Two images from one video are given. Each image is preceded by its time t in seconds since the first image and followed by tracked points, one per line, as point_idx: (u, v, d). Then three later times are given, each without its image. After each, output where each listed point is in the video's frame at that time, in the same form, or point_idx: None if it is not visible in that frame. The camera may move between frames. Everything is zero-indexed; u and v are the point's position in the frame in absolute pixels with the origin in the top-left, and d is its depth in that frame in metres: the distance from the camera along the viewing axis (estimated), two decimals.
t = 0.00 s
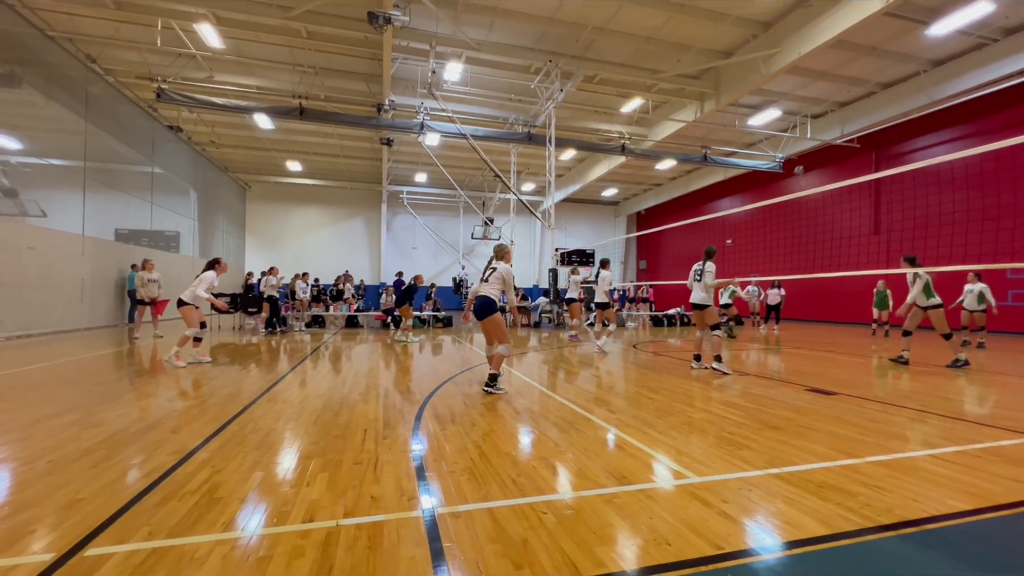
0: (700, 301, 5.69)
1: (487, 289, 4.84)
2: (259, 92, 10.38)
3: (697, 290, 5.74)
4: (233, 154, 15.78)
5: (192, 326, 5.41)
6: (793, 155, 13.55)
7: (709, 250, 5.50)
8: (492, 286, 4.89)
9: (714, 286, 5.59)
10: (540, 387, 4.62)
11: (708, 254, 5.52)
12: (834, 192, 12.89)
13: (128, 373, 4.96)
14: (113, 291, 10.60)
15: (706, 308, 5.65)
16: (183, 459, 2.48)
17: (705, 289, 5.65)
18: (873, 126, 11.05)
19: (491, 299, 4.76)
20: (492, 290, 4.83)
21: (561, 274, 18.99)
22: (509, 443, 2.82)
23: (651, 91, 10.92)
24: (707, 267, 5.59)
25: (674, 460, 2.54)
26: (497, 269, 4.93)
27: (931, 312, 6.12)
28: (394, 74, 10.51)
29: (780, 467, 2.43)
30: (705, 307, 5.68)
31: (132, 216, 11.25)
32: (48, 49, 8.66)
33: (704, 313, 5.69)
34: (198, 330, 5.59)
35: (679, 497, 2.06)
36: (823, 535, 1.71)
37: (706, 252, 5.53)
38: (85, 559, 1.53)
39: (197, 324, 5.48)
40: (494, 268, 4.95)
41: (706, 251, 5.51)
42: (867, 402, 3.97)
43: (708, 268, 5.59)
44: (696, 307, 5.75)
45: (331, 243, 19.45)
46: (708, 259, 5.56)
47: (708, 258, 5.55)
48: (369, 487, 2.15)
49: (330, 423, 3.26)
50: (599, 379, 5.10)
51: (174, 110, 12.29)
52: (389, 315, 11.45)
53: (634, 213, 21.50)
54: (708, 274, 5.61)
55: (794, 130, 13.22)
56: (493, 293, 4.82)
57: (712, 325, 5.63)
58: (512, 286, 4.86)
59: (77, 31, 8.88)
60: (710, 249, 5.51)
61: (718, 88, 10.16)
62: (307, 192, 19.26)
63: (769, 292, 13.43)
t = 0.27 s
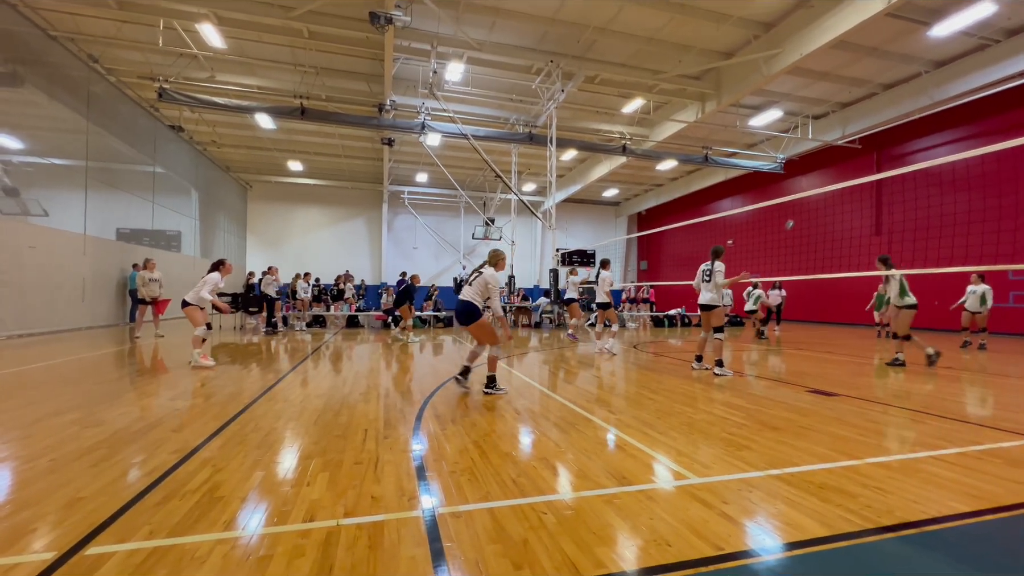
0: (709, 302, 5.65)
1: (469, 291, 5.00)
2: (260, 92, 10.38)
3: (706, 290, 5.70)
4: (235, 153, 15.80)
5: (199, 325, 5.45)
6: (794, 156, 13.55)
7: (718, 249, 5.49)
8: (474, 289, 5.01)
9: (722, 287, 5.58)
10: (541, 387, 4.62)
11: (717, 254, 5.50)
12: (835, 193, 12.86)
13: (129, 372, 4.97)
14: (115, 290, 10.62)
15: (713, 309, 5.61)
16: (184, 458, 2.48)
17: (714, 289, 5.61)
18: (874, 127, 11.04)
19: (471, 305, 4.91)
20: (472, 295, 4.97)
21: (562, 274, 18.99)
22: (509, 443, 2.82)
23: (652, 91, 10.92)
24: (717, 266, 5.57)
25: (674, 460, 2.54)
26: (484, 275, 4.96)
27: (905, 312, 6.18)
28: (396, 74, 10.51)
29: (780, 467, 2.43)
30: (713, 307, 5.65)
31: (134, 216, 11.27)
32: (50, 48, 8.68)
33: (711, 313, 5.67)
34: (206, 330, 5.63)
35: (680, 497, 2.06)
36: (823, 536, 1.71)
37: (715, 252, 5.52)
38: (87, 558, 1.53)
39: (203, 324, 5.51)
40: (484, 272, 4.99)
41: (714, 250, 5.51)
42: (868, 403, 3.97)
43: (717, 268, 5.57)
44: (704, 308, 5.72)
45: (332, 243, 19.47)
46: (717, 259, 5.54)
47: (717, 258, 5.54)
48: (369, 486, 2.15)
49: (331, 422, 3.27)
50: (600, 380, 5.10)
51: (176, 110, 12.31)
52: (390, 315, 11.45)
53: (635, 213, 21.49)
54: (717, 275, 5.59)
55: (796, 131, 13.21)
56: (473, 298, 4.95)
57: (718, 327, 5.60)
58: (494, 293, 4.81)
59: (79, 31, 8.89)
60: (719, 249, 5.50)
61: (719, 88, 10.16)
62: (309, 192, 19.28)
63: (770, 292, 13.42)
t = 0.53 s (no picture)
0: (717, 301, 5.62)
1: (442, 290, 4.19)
2: (263, 90, 10.41)
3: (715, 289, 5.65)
4: (238, 152, 15.83)
5: (209, 326, 5.46)
6: (797, 155, 13.50)
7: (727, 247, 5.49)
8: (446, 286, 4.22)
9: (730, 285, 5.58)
10: (542, 386, 4.62)
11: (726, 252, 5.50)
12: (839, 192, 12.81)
13: (133, 370, 4.99)
14: (118, 288, 10.66)
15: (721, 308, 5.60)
16: (187, 456, 2.50)
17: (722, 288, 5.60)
18: (878, 126, 11.00)
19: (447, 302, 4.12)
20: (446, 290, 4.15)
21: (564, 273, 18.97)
22: (511, 442, 2.83)
23: (655, 90, 10.89)
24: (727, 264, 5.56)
25: (676, 459, 2.54)
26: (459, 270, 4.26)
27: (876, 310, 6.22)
28: (398, 72, 10.52)
29: (783, 467, 2.43)
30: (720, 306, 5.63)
31: (137, 215, 11.31)
32: (54, 47, 8.71)
33: (719, 312, 5.65)
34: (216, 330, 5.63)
35: (682, 496, 2.06)
36: (825, 536, 1.71)
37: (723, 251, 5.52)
38: (91, 554, 1.54)
39: (213, 324, 5.52)
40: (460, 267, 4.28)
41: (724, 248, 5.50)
42: (871, 403, 3.95)
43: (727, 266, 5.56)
44: (712, 306, 5.68)
45: (334, 242, 19.51)
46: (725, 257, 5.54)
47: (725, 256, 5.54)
48: (371, 484, 2.16)
49: (334, 421, 3.27)
50: (602, 379, 5.10)
51: (179, 108, 12.34)
52: (392, 313, 11.46)
53: (638, 212, 21.45)
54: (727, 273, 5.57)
55: (799, 130, 13.17)
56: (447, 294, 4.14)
57: (723, 326, 5.60)
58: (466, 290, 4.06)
59: (83, 30, 8.92)
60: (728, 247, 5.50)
61: (722, 87, 10.13)
62: (311, 190, 19.31)
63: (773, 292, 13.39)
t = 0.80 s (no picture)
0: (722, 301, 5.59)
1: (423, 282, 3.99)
2: (266, 90, 10.44)
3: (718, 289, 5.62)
4: (242, 151, 15.89)
5: (216, 324, 5.43)
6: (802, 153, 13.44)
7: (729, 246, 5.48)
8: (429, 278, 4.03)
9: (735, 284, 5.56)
10: (545, 385, 4.62)
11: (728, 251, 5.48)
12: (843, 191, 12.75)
13: (138, 368, 5.02)
14: (123, 286, 10.72)
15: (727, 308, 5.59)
16: (192, 453, 2.51)
17: (726, 288, 5.58)
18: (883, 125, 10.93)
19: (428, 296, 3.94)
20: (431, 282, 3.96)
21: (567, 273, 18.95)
22: (513, 441, 2.83)
23: (659, 88, 10.86)
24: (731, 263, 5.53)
25: (679, 459, 2.54)
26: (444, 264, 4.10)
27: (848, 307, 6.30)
28: (402, 72, 10.53)
29: (786, 467, 2.43)
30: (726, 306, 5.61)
31: (142, 214, 11.36)
32: (59, 47, 8.76)
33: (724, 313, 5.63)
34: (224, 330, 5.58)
35: (684, 495, 2.06)
36: (828, 536, 1.71)
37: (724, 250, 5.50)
38: (97, 550, 1.56)
39: (221, 323, 5.49)
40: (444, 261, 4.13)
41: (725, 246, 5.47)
42: (875, 403, 3.94)
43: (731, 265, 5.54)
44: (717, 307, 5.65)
45: (338, 241, 19.56)
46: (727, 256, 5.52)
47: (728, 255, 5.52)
48: (374, 482, 2.17)
49: (337, 419, 3.28)
50: (605, 378, 5.09)
51: (183, 108, 12.41)
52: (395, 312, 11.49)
53: (641, 212, 21.40)
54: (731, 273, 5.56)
55: (803, 128, 13.11)
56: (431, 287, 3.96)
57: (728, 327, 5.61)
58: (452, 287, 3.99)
59: (89, 29, 8.97)
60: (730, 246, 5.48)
61: (726, 86, 10.09)
62: (315, 189, 19.36)
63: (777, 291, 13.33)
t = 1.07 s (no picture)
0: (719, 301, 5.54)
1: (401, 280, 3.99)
2: (271, 88, 10.46)
3: (714, 290, 5.57)
4: (247, 150, 15.94)
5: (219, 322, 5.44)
6: (807, 151, 13.35)
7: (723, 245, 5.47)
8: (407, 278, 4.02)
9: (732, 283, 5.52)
10: (549, 384, 4.62)
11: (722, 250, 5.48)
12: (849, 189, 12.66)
13: (144, 366, 5.06)
14: (130, 284, 10.79)
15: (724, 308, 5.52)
16: (197, 450, 2.53)
17: (723, 288, 5.53)
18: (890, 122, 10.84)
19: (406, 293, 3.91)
20: (409, 280, 3.93)
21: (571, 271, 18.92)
22: (517, 439, 2.83)
23: (663, 86, 10.81)
24: (727, 263, 5.51)
25: (682, 457, 2.54)
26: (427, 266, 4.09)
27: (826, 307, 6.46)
28: (405, 70, 10.53)
29: (790, 466, 2.42)
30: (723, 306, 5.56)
31: (148, 212, 11.43)
32: (66, 46, 8.81)
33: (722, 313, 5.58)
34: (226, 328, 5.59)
35: (688, 494, 2.06)
36: (832, 535, 1.70)
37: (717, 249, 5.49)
38: (104, 545, 1.57)
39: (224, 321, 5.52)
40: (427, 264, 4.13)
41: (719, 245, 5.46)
42: (880, 402, 3.91)
43: (727, 264, 5.52)
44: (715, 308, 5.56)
45: (342, 239, 19.61)
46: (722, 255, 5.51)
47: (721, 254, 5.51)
48: (378, 480, 2.17)
49: (341, 417, 3.29)
50: (609, 376, 5.08)
51: (188, 107, 12.46)
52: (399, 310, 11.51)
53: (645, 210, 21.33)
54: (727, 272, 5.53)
55: (809, 126, 13.02)
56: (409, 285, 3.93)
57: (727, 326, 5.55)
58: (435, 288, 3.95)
59: (94, 29, 9.00)
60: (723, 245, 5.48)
61: (731, 83, 10.04)
62: (319, 188, 19.41)
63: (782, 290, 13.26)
